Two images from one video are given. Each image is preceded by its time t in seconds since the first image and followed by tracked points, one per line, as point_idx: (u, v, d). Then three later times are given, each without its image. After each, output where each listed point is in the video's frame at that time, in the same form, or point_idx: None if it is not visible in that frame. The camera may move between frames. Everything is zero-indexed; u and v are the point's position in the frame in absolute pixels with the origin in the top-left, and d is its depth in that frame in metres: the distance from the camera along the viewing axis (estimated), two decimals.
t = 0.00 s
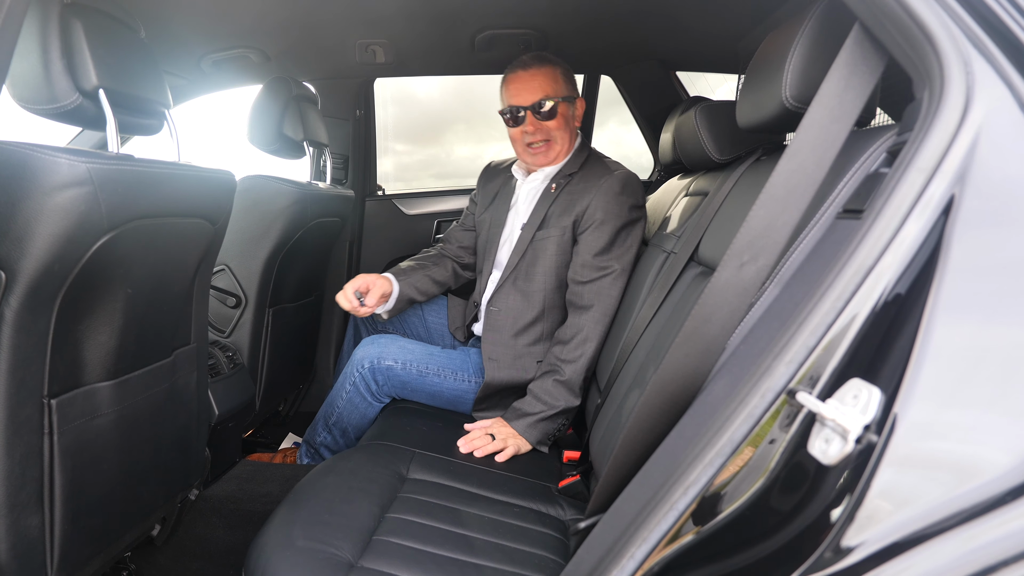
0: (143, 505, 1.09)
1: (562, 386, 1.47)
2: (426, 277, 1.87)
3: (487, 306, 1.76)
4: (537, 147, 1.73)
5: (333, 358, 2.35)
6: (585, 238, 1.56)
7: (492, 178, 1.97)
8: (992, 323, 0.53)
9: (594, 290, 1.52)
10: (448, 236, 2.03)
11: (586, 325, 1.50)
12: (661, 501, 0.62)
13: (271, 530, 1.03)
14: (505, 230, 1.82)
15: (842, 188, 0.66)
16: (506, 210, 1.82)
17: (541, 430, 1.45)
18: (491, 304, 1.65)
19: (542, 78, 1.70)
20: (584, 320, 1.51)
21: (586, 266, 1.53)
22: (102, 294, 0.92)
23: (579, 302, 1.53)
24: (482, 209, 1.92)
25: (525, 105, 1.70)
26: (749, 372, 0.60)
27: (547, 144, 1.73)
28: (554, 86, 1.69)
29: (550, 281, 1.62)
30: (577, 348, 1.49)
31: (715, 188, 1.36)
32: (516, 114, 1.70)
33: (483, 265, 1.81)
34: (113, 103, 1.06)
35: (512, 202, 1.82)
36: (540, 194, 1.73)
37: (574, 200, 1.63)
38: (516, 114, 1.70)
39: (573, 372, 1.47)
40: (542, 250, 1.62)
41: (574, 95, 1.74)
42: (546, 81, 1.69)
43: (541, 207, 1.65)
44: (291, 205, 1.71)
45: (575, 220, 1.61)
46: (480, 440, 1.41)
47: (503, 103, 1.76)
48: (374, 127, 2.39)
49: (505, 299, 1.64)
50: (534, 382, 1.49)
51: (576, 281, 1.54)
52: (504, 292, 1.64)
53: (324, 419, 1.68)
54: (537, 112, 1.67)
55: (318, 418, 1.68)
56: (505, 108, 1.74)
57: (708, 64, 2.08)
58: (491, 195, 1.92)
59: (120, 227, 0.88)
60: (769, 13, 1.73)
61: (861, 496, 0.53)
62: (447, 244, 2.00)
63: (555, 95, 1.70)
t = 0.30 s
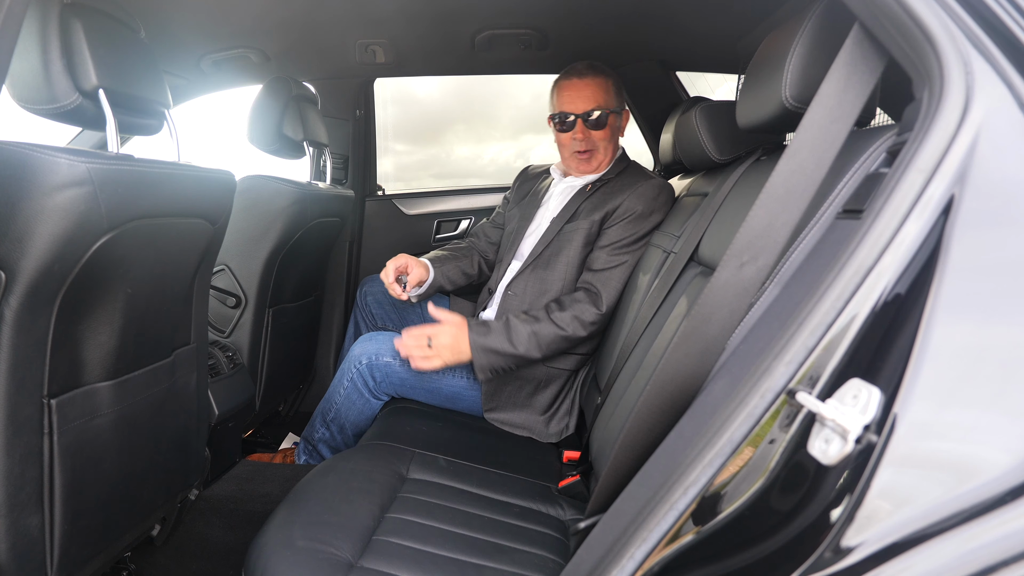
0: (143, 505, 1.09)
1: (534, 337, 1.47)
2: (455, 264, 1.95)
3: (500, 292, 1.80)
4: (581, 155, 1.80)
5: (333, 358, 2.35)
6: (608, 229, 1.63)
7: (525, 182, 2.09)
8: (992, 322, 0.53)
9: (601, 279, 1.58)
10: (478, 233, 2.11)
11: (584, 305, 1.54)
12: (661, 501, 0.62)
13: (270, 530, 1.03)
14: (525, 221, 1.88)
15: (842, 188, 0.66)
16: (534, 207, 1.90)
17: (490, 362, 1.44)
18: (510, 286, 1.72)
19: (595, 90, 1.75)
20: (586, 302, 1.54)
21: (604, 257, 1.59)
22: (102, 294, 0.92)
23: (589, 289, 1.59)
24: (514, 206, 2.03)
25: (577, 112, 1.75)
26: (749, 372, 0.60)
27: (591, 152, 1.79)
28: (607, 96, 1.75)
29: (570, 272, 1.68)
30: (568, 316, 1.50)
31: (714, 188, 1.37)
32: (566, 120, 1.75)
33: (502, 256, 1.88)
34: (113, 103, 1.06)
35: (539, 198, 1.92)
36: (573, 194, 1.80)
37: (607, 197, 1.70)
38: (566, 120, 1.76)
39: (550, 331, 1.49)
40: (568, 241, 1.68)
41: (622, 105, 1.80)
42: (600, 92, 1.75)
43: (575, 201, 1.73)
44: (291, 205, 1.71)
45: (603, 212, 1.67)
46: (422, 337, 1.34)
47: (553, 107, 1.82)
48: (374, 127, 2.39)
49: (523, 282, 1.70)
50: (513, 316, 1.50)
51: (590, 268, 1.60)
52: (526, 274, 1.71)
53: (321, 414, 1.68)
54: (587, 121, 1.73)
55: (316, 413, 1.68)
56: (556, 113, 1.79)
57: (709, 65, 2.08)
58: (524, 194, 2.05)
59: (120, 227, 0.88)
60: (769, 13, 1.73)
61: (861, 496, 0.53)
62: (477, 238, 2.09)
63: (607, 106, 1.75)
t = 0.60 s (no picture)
0: (143, 505, 1.09)
1: (518, 325, 1.55)
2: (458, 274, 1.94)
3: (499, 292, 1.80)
4: (587, 151, 1.80)
5: (333, 357, 2.35)
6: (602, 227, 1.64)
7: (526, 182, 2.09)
8: (992, 322, 0.53)
9: (591, 279, 1.59)
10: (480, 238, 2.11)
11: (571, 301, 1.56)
12: (662, 501, 0.62)
13: (271, 530, 1.03)
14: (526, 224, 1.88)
15: (842, 188, 0.66)
16: (533, 207, 1.91)
17: (474, 342, 1.59)
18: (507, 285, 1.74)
19: (608, 87, 1.75)
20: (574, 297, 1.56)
21: (596, 255, 1.60)
22: (102, 295, 0.92)
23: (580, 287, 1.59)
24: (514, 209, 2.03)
25: (589, 108, 1.75)
26: (748, 372, 0.60)
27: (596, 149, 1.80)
28: (618, 95, 1.76)
29: (565, 271, 1.69)
30: (553, 309, 1.55)
31: (714, 188, 1.37)
32: (576, 114, 1.75)
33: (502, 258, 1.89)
34: (113, 104, 1.06)
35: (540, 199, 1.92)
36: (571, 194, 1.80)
37: (603, 196, 1.72)
38: (575, 114, 1.75)
39: (534, 322, 1.55)
40: (564, 240, 1.70)
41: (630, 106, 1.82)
42: (612, 89, 1.75)
43: (571, 202, 1.74)
44: (291, 205, 1.71)
45: (599, 211, 1.68)
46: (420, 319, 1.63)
47: (562, 100, 1.81)
48: (374, 127, 2.39)
49: (520, 281, 1.72)
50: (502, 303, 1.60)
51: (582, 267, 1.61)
52: (523, 273, 1.72)
53: (322, 417, 1.68)
54: (597, 118, 1.74)
55: (316, 415, 1.69)
56: (565, 106, 1.78)
57: (709, 65, 2.08)
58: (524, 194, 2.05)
59: (120, 228, 0.88)
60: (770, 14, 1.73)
61: (861, 496, 0.53)
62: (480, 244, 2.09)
63: (617, 105, 1.76)
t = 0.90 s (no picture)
0: (143, 505, 1.09)
1: (524, 339, 1.55)
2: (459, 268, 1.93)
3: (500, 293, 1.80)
4: (591, 155, 1.79)
5: (333, 357, 2.35)
6: (605, 230, 1.64)
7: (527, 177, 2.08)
8: (991, 322, 0.53)
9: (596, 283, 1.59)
10: (479, 234, 2.11)
11: (576, 309, 1.56)
12: (662, 501, 0.62)
13: (270, 530, 1.03)
14: (527, 223, 1.88)
15: (842, 187, 0.66)
16: (537, 206, 1.90)
17: (482, 357, 1.57)
18: (510, 288, 1.74)
19: (609, 90, 1.74)
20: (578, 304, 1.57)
21: (600, 259, 1.61)
22: (102, 295, 0.92)
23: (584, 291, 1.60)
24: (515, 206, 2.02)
25: (591, 110, 1.74)
26: (748, 372, 0.60)
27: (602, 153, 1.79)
28: (620, 97, 1.75)
29: (569, 273, 1.69)
30: (557, 319, 1.55)
31: (714, 188, 1.37)
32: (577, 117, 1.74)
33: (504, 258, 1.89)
34: (113, 104, 1.06)
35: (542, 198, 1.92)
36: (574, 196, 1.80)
37: (607, 198, 1.71)
38: (577, 117, 1.74)
39: (539, 333, 1.55)
40: (568, 243, 1.69)
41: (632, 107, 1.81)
42: (614, 92, 1.75)
43: (575, 204, 1.74)
44: (291, 205, 1.71)
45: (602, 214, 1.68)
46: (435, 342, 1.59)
47: (563, 104, 1.80)
48: (374, 127, 2.39)
49: (524, 285, 1.72)
50: (506, 315, 1.60)
51: (587, 271, 1.61)
52: (526, 275, 1.72)
53: (321, 414, 1.68)
54: (599, 120, 1.73)
55: (316, 412, 1.69)
56: (566, 110, 1.78)
57: (709, 65, 2.07)
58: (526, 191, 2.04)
59: (120, 228, 0.88)
60: (770, 13, 1.73)
61: (861, 496, 0.53)
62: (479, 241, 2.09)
63: (619, 107, 1.75)
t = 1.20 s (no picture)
0: (143, 505, 1.09)
1: (523, 335, 1.56)
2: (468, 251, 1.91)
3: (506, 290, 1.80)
4: (606, 153, 1.80)
5: (332, 357, 2.35)
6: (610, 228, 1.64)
7: (539, 161, 2.05)
8: (991, 321, 0.53)
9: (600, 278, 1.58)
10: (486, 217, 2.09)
11: (575, 303, 1.56)
12: (662, 501, 0.62)
13: (270, 530, 1.03)
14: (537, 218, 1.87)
15: (842, 188, 0.66)
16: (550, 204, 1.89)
17: (483, 355, 1.58)
18: (516, 286, 1.75)
19: (632, 90, 1.74)
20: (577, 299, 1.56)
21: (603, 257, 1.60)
22: (101, 295, 0.92)
23: (585, 287, 1.59)
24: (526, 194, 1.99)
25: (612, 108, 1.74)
26: (748, 372, 0.60)
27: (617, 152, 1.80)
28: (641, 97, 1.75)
29: (574, 273, 1.67)
30: (557, 316, 1.55)
31: (714, 188, 1.37)
32: (597, 114, 1.74)
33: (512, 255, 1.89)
34: (113, 103, 1.06)
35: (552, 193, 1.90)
36: (586, 194, 1.80)
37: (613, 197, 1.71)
38: (597, 113, 1.74)
39: (539, 330, 1.55)
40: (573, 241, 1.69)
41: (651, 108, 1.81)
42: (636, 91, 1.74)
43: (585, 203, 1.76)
44: (291, 205, 1.71)
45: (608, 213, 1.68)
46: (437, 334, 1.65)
47: (583, 98, 1.79)
48: (374, 127, 2.39)
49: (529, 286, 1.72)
50: (507, 314, 1.62)
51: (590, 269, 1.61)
52: (532, 273, 1.73)
53: (321, 413, 1.68)
54: (618, 120, 1.73)
55: (316, 412, 1.69)
56: (587, 105, 1.77)
57: (709, 65, 2.07)
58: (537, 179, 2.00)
59: (120, 228, 0.88)
60: (770, 13, 1.73)
61: (861, 496, 0.53)
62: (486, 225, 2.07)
63: (640, 107, 1.75)
